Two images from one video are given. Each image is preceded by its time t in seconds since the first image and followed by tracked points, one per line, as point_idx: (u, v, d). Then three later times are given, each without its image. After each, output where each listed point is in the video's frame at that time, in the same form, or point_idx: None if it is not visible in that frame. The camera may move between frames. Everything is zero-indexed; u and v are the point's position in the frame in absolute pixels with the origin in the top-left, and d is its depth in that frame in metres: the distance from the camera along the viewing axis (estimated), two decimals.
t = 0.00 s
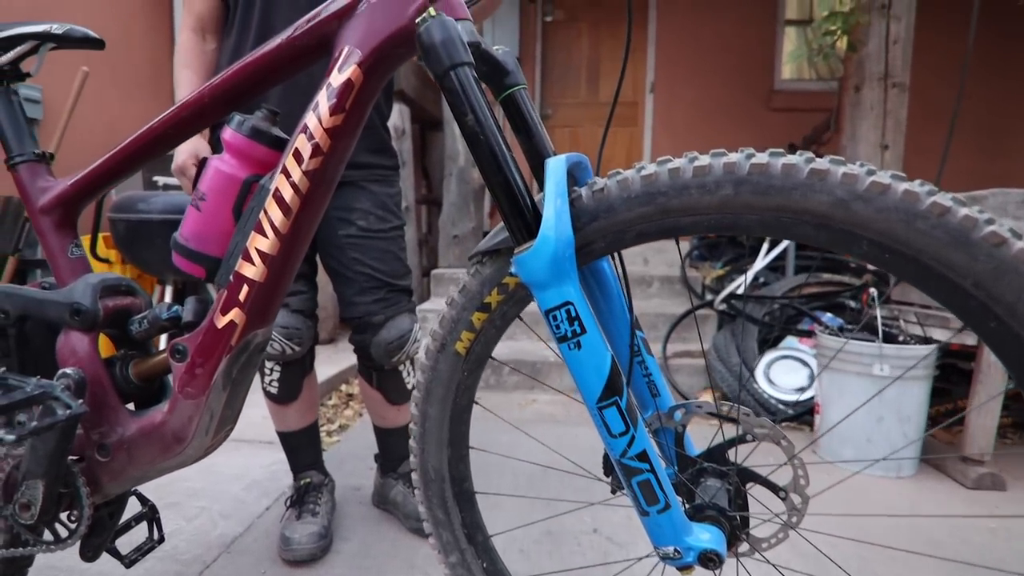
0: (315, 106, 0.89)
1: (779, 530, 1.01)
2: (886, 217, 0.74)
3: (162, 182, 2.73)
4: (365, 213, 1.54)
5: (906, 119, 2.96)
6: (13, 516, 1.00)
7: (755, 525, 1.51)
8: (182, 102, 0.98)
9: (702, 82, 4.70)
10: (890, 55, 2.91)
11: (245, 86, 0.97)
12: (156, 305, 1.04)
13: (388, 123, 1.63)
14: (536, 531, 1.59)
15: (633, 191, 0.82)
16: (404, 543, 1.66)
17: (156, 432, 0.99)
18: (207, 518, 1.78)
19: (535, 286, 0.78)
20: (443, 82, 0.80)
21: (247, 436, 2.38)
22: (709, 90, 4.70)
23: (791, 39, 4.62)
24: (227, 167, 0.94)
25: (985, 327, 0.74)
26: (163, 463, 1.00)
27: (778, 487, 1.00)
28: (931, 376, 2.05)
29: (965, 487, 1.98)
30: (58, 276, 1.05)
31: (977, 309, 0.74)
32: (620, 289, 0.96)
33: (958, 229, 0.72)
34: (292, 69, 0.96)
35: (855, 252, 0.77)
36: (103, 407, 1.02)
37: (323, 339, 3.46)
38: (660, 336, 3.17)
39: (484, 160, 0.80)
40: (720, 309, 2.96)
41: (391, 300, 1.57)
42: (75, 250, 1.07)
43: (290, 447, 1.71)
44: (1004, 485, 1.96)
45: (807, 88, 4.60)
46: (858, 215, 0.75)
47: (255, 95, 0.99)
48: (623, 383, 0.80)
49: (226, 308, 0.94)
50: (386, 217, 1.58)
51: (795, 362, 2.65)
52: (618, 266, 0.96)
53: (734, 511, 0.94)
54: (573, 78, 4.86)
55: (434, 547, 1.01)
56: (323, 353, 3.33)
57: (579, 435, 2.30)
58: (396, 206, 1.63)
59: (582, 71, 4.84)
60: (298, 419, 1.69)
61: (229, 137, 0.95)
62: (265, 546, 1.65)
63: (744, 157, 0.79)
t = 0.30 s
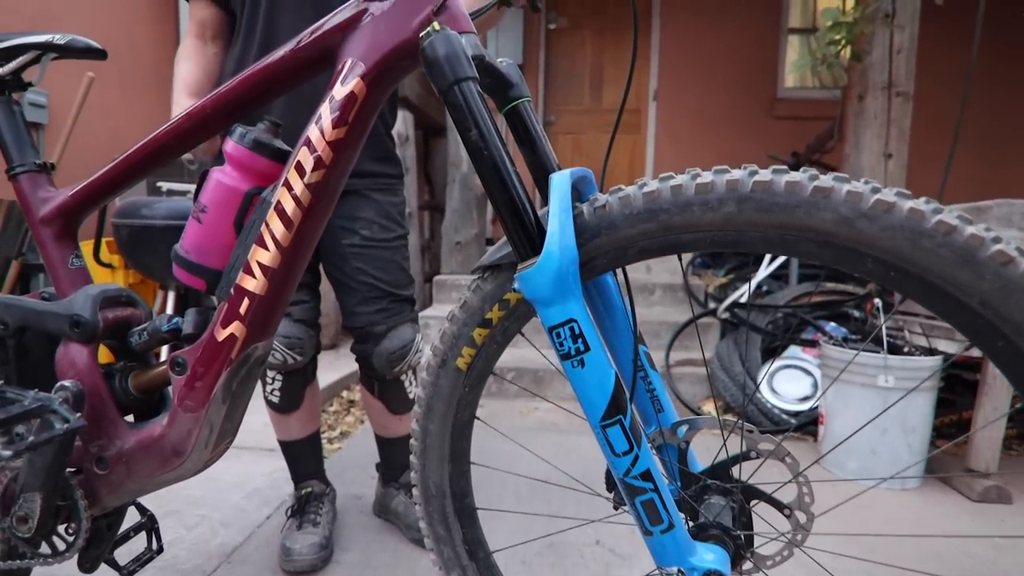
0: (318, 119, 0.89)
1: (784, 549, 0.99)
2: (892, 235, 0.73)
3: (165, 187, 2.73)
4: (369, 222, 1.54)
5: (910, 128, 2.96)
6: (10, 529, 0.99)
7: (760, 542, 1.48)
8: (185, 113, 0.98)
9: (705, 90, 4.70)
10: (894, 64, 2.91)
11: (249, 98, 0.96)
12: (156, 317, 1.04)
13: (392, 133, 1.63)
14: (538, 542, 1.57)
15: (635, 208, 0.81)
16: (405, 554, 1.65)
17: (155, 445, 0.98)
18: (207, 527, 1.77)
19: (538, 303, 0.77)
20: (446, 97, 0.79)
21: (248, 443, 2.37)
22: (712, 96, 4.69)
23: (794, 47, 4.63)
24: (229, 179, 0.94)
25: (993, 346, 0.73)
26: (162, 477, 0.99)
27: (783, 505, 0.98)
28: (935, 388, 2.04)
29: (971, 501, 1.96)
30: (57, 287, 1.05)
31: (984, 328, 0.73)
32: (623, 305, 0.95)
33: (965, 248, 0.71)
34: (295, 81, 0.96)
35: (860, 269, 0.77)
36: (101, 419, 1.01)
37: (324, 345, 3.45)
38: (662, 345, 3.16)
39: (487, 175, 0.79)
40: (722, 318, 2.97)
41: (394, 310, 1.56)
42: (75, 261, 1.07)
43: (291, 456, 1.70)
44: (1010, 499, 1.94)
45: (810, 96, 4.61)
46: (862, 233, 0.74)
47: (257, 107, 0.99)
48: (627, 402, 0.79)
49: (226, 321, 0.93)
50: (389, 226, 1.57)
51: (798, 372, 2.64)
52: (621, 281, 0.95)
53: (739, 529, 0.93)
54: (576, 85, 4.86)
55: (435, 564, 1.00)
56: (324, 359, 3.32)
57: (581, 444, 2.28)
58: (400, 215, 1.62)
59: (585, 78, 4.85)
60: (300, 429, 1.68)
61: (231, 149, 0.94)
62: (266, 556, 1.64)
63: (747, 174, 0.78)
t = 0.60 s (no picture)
0: (318, 128, 0.88)
1: (786, 561, 0.98)
2: (894, 248, 0.72)
3: (166, 191, 2.72)
4: (370, 228, 1.53)
5: (910, 133, 2.95)
6: (8, 539, 0.97)
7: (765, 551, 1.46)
8: (184, 122, 0.97)
9: (705, 94, 4.70)
10: (894, 69, 2.91)
11: (249, 106, 0.96)
12: (155, 326, 1.03)
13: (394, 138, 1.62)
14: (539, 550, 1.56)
15: (635, 220, 0.81)
16: (405, 561, 1.64)
17: (153, 456, 0.97)
18: (207, 534, 1.75)
19: (541, 316, 0.76)
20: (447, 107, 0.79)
21: (248, 448, 2.35)
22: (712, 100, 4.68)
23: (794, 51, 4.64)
24: (228, 188, 0.93)
25: (997, 359, 0.73)
26: (160, 487, 0.98)
27: (786, 516, 0.97)
28: (937, 395, 2.03)
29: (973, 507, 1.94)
30: (56, 295, 1.04)
31: (987, 341, 0.72)
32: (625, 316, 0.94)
33: (967, 261, 0.70)
34: (295, 89, 0.95)
35: (862, 282, 0.76)
36: (99, 429, 1.00)
37: (325, 348, 3.44)
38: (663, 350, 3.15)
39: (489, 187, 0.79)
40: (724, 322, 2.91)
41: (395, 316, 1.55)
42: (73, 269, 1.06)
43: (292, 463, 1.69)
44: (1013, 506, 1.93)
45: (810, 100, 4.61)
46: (864, 246, 0.73)
47: (257, 115, 0.98)
48: (630, 416, 0.78)
49: (225, 331, 0.93)
50: (391, 232, 1.57)
51: (798, 378, 2.63)
52: (623, 290, 0.94)
53: (742, 542, 0.92)
54: (576, 89, 4.86)
55: None
56: (324, 363, 3.30)
57: (583, 450, 2.27)
58: (401, 221, 1.61)
59: (585, 82, 4.84)
60: (300, 435, 1.67)
61: (230, 158, 0.94)
62: (266, 563, 1.63)
63: (748, 187, 0.78)
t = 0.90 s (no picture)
0: (328, 142, 0.88)
1: None
2: (911, 265, 0.71)
3: (174, 199, 2.73)
4: (378, 239, 1.53)
5: (919, 140, 2.93)
6: (15, 554, 0.96)
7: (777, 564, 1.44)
8: (193, 135, 0.97)
9: (711, 101, 4.69)
10: (902, 76, 2.89)
11: (258, 120, 0.95)
12: (163, 340, 1.03)
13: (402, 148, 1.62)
14: (548, 561, 1.54)
15: (645, 237, 0.80)
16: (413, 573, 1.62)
17: (161, 470, 0.97)
18: (215, 544, 1.74)
19: (553, 333, 0.75)
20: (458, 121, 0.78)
21: (255, 456, 2.34)
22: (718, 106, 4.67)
23: (800, 58, 4.63)
24: (237, 202, 0.93)
25: (1018, 377, 0.71)
26: (168, 502, 0.98)
27: (801, 534, 0.96)
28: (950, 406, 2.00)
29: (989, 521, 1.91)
30: (64, 308, 1.04)
31: (1008, 358, 0.71)
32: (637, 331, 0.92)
33: (986, 277, 0.69)
34: (305, 102, 0.95)
35: (878, 298, 0.75)
36: (107, 443, 0.99)
37: (331, 355, 3.44)
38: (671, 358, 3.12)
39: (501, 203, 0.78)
40: (732, 330, 2.87)
41: (402, 327, 1.54)
42: (82, 282, 1.06)
43: (300, 473, 1.67)
44: None
45: (817, 107, 4.60)
46: (880, 262, 0.72)
47: (266, 128, 0.97)
48: (643, 434, 0.77)
49: (234, 346, 0.92)
50: (399, 243, 1.56)
51: (807, 387, 2.61)
52: (634, 304, 0.92)
53: (756, 561, 0.90)
54: (582, 96, 4.87)
55: None
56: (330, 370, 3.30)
57: (592, 460, 2.25)
58: (410, 231, 1.61)
59: (591, 89, 4.84)
60: (308, 445, 1.65)
61: (240, 172, 0.93)
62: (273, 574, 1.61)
63: (759, 203, 0.77)
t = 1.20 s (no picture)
0: (335, 152, 0.87)
1: None
2: (921, 278, 0.70)
3: (180, 205, 2.74)
4: (385, 247, 1.52)
5: (926, 145, 2.92)
6: (19, 567, 0.94)
7: None
8: (199, 145, 0.97)
9: (716, 106, 4.68)
10: (908, 82, 2.88)
11: (265, 131, 0.95)
12: (168, 351, 1.02)
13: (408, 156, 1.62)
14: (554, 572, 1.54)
15: (651, 251, 0.79)
16: None
17: (165, 482, 0.96)
18: (219, 552, 1.73)
19: (562, 347, 0.74)
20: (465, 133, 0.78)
21: (260, 463, 2.33)
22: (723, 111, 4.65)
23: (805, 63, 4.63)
24: (243, 213, 0.92)
25: None
26: (172, 514, 0.97)
27: (812, 549, 0.94)
28: (960, 415, 1.98)
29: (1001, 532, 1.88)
30: (69, 318, 1.04)
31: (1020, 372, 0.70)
32: (645, 344, 0.91)
33: (998, 291, 0.68)
34: (312, 112, 0.95)
35: (888, 312, 0.74)
36: (110, 455, 0.98)
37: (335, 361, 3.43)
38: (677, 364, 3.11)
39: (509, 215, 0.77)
40: (738, 337, 2.84)
41: (409, 335, 1.53)
42: (87, 292, 1.05)
43: (305, 482, 1.66)
44: None
45: (822, 112, 4.59)
46: (889, 276, 0.71)
47: (272, 138, 0.97)
48: (653, 450, 0.76)
49: (239, 357, 0.91)
50: (405, 251, 1.55)
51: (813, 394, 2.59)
52: (641, 317, 0.91)
53: None
54: (586, 102, 4.86)
55: None
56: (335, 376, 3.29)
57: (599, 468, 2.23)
58: (416, 239, 1.60)
59: (596, 95, 4.84)
60: (313, 454, 1.64)
61: (246, 183, 0.93)
62: None
63: (766, 217, 0.76)
